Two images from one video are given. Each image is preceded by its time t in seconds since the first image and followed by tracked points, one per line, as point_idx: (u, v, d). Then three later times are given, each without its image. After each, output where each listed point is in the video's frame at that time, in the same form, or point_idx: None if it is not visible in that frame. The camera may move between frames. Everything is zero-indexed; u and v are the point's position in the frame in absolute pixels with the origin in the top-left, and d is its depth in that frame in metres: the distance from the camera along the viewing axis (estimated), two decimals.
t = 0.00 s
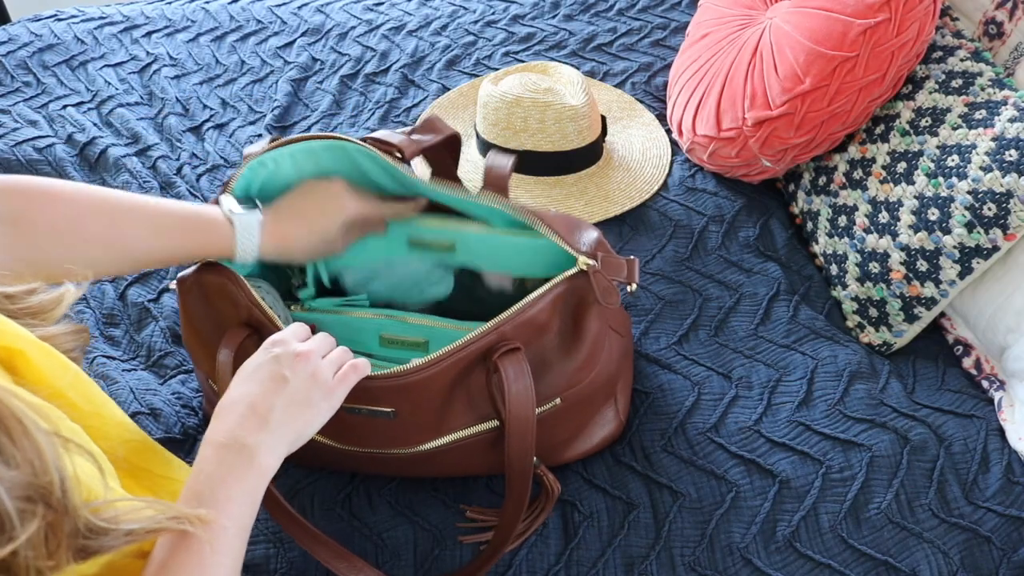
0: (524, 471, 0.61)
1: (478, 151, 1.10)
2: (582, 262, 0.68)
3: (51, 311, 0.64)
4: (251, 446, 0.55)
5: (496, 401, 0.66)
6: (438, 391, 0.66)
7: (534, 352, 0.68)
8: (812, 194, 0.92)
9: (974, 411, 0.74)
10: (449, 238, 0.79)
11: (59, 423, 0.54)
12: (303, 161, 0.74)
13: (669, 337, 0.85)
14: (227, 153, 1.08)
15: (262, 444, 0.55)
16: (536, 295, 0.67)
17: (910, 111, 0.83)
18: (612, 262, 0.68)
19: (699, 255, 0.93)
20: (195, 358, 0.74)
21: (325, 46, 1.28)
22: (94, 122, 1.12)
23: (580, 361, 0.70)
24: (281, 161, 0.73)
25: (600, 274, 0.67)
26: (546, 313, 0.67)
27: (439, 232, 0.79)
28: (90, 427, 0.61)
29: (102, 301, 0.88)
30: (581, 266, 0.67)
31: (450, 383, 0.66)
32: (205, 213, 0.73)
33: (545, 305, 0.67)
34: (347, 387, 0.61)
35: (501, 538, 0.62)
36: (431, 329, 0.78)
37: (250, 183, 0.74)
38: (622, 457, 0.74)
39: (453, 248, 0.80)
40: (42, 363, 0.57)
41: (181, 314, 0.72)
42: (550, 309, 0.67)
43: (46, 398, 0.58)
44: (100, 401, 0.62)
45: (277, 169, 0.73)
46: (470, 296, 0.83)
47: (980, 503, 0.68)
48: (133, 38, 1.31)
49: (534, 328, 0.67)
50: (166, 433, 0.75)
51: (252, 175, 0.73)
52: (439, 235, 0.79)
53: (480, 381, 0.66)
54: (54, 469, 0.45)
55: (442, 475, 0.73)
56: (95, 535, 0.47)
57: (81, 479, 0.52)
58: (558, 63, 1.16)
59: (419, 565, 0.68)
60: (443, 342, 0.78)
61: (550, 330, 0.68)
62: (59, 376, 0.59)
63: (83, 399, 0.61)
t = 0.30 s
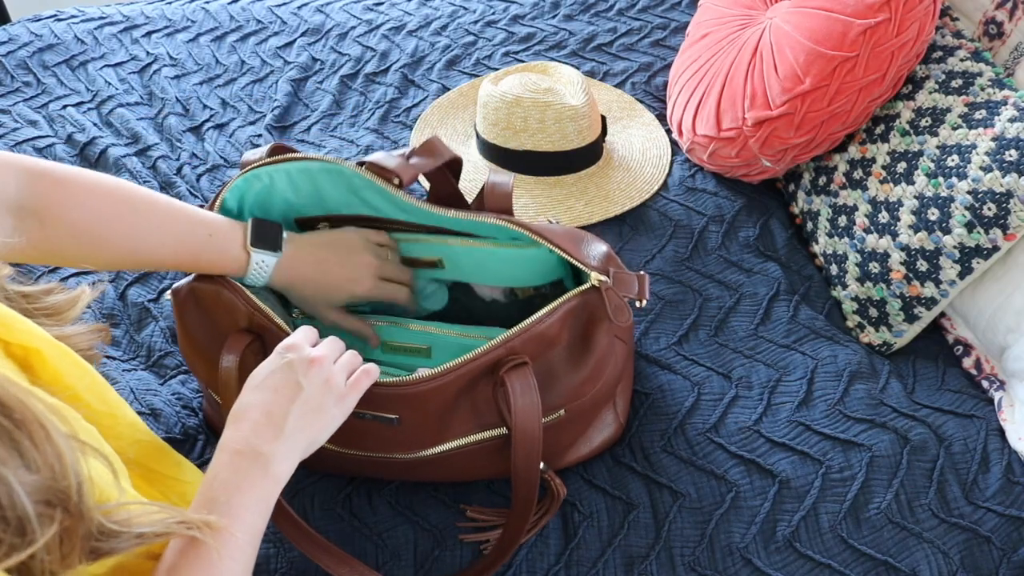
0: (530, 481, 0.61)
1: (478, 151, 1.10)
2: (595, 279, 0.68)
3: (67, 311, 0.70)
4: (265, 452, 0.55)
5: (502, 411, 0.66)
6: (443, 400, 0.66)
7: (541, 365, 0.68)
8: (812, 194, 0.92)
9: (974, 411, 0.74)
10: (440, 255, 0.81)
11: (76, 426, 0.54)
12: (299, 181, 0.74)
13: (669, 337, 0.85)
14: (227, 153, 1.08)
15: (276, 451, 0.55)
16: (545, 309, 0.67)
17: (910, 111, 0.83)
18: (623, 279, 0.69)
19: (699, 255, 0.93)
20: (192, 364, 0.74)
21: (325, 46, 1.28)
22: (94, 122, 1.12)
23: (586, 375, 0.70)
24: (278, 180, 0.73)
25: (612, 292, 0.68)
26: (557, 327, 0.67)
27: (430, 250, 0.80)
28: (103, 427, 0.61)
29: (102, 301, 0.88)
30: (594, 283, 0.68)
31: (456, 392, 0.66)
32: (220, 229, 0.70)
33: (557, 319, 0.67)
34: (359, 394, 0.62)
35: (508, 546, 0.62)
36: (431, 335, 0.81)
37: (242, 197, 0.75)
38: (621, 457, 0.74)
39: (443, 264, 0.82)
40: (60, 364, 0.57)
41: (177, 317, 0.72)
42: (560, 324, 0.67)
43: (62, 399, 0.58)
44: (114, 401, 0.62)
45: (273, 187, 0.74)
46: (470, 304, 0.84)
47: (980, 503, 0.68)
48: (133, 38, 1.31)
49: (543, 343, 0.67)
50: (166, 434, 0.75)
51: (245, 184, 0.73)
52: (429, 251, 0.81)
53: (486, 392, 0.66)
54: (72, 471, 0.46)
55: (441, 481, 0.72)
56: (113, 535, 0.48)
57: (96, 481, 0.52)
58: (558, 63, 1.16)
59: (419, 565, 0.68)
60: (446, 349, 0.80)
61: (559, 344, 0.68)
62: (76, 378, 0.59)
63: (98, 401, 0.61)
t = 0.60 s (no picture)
0: (524, 458, 0.60)
1: (478, 151, 1.10)
2: (570, 250, 0.69)
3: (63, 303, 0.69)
4: (317, 443, 0.49)
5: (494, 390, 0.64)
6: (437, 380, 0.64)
7: (543, 348, 0.66)
8: (812, 194, 0.92)
9: (974, 411, 0.74)
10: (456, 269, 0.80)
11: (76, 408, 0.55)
12: (303, 157, 0.77)
13: (669, 336, 0.85)
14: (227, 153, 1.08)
15: (330, 442, 0.50)
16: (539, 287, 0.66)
17: (910, 111, 0.83)
18: (599, 246, 0.71)
19: (699, 255, 0.93)
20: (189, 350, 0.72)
21: (325, 46, 1.28)
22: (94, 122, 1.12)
23: (585, 349, 0.68)
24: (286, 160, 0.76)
25: (590, 257, 0.69)
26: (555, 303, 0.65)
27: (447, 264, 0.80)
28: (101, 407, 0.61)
29: (102, 301, 0.88)
30: (570, 255, 0.69)
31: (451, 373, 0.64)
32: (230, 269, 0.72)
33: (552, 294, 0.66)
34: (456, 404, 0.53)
35: (507, 521, 0.62)
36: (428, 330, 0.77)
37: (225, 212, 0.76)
38: (621, 456, 0.74)
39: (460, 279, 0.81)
40: (59, 348, 0.57)
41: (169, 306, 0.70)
42: (558, 302, 0.66)
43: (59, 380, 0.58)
44: (113, 384, 0.62)
45: (280, 170, 0.77)
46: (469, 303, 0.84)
47: (980, 503, 0.68)
48: (133, 38, 1.31)
49: (544, 322, 0.64)
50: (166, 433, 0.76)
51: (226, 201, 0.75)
52: (446, 266, 0.80)
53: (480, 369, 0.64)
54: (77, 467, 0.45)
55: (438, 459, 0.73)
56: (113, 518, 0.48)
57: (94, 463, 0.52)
58: (558, 63, 1.16)
59: (419, 564, 0.68)
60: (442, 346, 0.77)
61: (565, 327, 0.66)
62: (73, 360, 0.59)
63: (98, 383, 0.61)
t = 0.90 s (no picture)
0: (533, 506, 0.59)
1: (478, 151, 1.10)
2: (572, 292, 0.70)
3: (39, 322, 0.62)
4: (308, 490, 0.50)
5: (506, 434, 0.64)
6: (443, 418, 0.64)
7: (548, 393, 0.66)
8: (812, 194, 0.92)
9: (974, 411, 0.74)
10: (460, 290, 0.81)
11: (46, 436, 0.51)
12: (312, 173, 0.77)
13: (669, 337, 0.85)
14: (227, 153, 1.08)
15: (319, 495, 0.50)
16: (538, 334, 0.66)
17: (910, 111, 0.83)
18: (600, 286, 0.72)
19: (700, 255, 0.93)
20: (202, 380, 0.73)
21: (325, 46, 1.28)
22: (94, 122, 1.12)
23: (589, 385, 0.69)
24: (295, 178, 0.76)
25: (592, 299, 0.70)
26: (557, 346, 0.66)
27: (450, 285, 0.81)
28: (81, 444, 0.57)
29: (102, 301, 0.88)
30: (570, 296, 0.70)
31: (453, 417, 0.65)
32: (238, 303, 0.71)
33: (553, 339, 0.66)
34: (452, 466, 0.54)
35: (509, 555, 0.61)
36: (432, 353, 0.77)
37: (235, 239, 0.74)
38: (621, 458, 0.74)
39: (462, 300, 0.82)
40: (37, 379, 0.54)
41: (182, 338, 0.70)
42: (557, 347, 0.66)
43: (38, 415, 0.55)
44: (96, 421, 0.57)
45: (288, 189, 0.77)
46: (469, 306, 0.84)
47: (980, 503, 0.68)
48: (133, 38, 1.31)
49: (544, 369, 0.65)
50: (166, 434, 0.76)
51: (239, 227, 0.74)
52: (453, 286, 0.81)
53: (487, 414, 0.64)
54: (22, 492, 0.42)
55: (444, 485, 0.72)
56: (67, 552, 0.44)
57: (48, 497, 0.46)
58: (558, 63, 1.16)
59: (419, 564, 0.68)
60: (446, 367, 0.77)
61: (563, 371, 0.66)
62: (53, 393, 0.55)
63: (78, 419, 0.56)
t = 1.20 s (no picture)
0: (530, 525, 0.60)
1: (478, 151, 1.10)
2: (599, 313, 0.68)
3: None
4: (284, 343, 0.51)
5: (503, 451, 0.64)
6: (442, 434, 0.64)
7: (551, 409, 0.66)
8: (812, 194, 0.92)
9: (974, 411, 0.74)
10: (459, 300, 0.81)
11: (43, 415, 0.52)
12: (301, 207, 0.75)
13: (669, 337, 0.85)
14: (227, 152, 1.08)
15: (296, 340, 0.51)
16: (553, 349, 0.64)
17: (910, 111, 0.83)
18: (628, 309, 0.70)
19: (699, 255, 0.93)
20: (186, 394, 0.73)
21: (325, 46, 1.28)
22: (94, 122, 1.12)
23: (592, 400, 0.69)
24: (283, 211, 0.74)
25: (616, 322, 0.68)
26: (568, 365, 0.65)
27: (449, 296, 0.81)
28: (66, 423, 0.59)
29: (102, 301, 0.88)
30: (598, 317, 0.67)
31: (455, 434, 0.65)
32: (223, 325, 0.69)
33: (565, 356, 0.65)
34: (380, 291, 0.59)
35: (508, 562, 0.62)
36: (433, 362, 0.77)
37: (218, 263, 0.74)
38: (621, 458, 0.74)
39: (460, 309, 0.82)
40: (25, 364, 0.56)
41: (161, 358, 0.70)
42: (571, 363, 0.65)
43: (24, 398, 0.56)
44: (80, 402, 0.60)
45: (276, 219, 0.75)
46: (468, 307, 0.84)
47: (980, 503, 0.68)
48: (133, 38, 1.31)
49: (551, 385, 0.64)
50: (166, 434, 0.76)
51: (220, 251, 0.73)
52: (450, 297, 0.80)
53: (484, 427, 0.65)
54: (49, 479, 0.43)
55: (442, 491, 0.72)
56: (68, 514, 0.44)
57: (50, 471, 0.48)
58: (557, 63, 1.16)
59: (419, 564, 0.68)
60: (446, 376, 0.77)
61: (570, 386, 0.66)
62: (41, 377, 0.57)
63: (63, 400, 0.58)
